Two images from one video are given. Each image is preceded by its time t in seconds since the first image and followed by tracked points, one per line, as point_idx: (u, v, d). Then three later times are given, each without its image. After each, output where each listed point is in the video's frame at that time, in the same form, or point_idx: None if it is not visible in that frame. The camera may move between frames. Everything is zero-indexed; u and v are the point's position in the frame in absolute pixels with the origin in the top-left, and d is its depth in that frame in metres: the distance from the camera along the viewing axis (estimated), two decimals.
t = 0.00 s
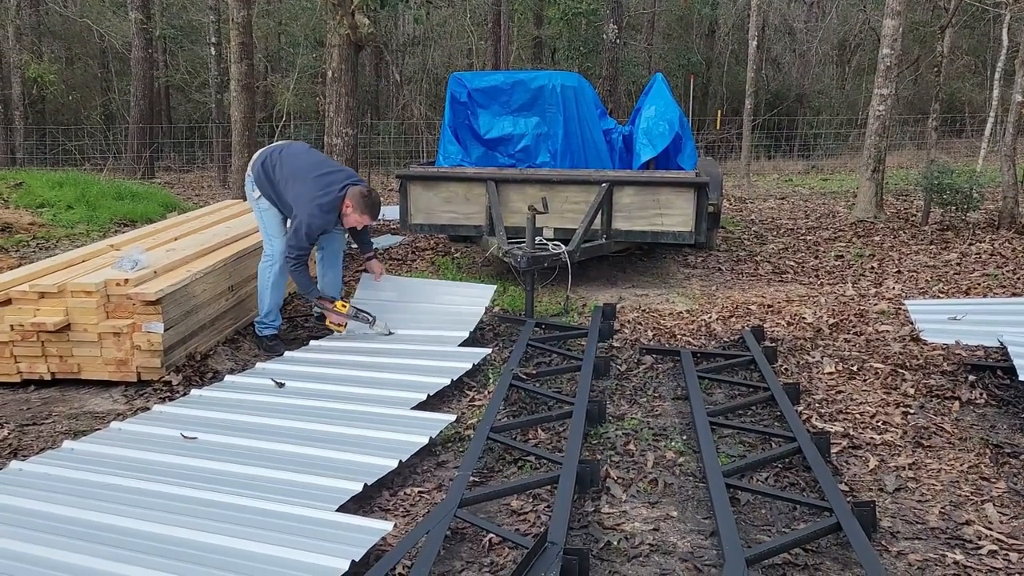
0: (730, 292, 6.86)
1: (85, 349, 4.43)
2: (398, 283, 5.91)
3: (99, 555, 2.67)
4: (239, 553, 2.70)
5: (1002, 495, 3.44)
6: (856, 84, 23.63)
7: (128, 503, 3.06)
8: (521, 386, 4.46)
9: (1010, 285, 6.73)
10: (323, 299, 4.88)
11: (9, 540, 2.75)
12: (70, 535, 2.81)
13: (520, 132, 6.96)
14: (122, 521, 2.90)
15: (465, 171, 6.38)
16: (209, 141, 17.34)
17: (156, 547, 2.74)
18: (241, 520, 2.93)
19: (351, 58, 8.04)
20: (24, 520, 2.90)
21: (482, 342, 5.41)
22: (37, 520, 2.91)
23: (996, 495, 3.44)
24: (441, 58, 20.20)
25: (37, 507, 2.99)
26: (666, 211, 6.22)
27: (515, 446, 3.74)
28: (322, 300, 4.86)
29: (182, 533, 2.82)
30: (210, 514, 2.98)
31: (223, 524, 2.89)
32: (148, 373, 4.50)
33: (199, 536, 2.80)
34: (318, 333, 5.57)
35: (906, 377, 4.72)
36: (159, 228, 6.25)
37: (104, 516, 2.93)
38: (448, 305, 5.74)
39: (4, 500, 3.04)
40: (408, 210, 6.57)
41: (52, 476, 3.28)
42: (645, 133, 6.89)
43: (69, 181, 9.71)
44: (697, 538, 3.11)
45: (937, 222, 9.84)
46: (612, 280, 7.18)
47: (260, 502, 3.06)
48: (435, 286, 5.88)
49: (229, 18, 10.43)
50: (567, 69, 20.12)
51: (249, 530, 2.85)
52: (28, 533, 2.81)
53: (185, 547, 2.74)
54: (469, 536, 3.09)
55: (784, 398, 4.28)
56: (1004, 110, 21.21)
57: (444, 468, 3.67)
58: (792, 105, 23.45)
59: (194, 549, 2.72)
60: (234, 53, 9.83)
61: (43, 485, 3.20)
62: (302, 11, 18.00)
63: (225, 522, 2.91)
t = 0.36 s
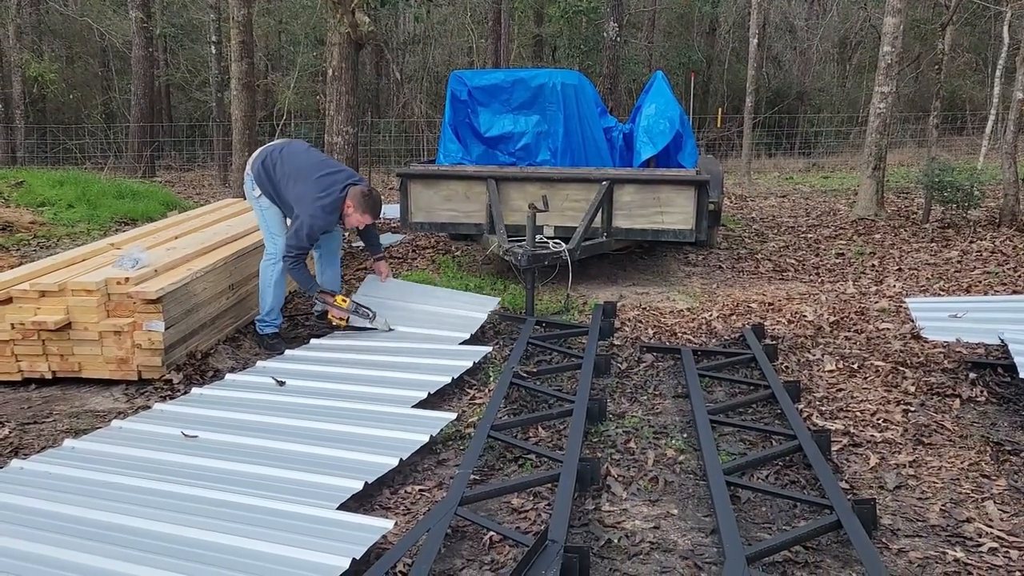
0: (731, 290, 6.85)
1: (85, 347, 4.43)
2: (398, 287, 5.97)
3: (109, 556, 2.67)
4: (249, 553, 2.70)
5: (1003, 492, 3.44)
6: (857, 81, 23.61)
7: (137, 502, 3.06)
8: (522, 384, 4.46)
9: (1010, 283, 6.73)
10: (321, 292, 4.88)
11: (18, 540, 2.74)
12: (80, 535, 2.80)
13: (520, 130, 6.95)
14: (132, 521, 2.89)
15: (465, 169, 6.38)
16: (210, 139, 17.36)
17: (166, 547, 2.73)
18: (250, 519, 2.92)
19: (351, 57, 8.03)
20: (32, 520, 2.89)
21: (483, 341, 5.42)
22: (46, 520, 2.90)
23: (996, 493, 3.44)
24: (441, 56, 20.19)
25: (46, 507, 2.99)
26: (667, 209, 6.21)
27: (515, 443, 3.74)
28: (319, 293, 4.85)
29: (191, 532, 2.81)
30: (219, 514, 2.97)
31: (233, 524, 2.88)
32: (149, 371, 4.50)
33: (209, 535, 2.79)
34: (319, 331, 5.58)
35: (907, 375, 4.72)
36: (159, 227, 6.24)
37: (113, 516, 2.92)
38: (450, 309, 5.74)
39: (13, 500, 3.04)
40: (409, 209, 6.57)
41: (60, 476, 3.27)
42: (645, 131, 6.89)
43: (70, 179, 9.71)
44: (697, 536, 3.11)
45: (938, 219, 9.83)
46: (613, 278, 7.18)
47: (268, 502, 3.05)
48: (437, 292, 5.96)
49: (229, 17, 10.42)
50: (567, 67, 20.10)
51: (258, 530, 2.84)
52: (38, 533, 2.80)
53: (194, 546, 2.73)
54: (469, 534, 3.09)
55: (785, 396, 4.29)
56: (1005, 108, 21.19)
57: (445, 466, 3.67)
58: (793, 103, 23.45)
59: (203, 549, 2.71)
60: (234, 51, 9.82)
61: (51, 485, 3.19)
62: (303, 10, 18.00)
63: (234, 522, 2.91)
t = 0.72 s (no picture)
0: (730, 288, 6.85)
1: (84, 346, 4.43)
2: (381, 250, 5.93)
3: (116, 556, 2.66)
4: (255, 553, 2.69)
5: (1001, 491, 3.44)
6: (857, 80, 23.60)
7: (142, 502, 3.05)
8: (521, 384, 4.46)
9: (1010, 281, 6.73)
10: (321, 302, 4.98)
11: (24, 541, 2.74)
12: (87, 535, 2.79)
13: (520, 129, 6.94)
14: (138, 521, 2.89)
15: (465, 168, 6.37)
16: (209, 138, 17.36)
17: (172, 547, 2.72)
18: (256, 519, 2.92)
19: (351, 56, 8.03)
20: (38, 520, 2.89)
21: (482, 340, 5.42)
22: (50, 520, 2.90)
23: (995, 491, 3.44)
24: (440, 55, 20.16)
25: (51, 507, 2.98)
26: (666, 207, 6.22)
27: (514, 442, 3.74)
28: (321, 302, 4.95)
29: (197, 532, 2.80)
30: (225, 514, 2.96)
31: (239, 525, 2.88)
32: (148, 370, 4.50)
33: (215, 536, 2.78)
34: (318, 330, 5.58)
35: (906, 373, 4.72)
36: (158, 226, 6.24)
37: (119, 516, 2.92)
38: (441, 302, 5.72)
39: (19, 500, 3.03)
40: (408, 208, 6.57)
41: (66, 475, 3.27)
42: (645, 130, 6.90)
43: (69, 179, 9.70)
44: (696, 534, 3.12)
45: (937, 218, 9.82)
46: (612, 277, 7.18)
47: (273, 502, 3.04)
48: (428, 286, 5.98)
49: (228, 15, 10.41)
50: (567, 66, 20.07)
51: (264, 530, 2.84)
52: (44, 533, 2.80)
53: (200, 547, 2.73)
54: (469, 533, 3.09)
55: (784, 395, 4.29)
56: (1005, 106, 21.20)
57: (444, 465, 3.67)
58: (793, 101, 23.44)
59: (209, 549, 2.71)
60: (233, 51, 9.81)
61: (57, 484, 3.19)
62: (302, 8, 17.97)
63: (239, 522, 2.90)
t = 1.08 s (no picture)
0: (730, 287, 6.85)
1: (84, 345, 4.44)
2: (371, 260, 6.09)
3: (123, 556, 2.66)
4: (262, 553, 2.69)
5: (1001, 490, 3.44)
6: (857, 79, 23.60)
7: (146, 502, 3.05)
8: (521, 382, 4.47)
9: (1009, 280, 6.73)
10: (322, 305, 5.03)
11: (28, 540, 2.73)
12: (94, 535, 2.79)
13: (520, 128, 6.94)
14: (145, 521, 2.88)
15: (465, 167, 6.37)
16: (210, 137, 17.37)
17: (180, 547, 2.72)
18: (262, 519, 2.91)
19: (351, 54, 8.02)
20: (45, 520, 2.89)
21: (482, 339, 5.42)
22: (54, 519, 2.90)
23: (994, 490, 3.45)
24: (440, 54, 20.17)
25: (57, 507, 2.98)
26: (666, 206, 6.22)
27: (514, 441, 3.75)
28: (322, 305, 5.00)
29: (203, 532, 2.80)
30: (232, 514, 2.96)
31: (247, 524, 2.87)
32: (148, 369, 4.51)
33: (223, 536, 2.78)
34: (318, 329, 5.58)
35: (906, 372, 4.73)
36: (157, 225, 6.24)
37: (127, 515, 2.91)
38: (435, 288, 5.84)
39: (23, 499, 3.03)
40: (408, 207, 6.57)
41: (70, 475, 3.26)
42: (645, 129, 6.90)
43: (69, 177, 9.70)
44: (696, 533, 3.12)
45: (937, 217, 9.82)
46: (612, 276, 7.18)
47: (279, 501, 3.04)
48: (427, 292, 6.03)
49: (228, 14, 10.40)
50: (567, 65, 20.05)
51: (272, 530, 2.83)
52: (51, 533, 2.79)
53: (207, 547, 2.72)
54: (468, 531, 3.10)
55: (784, 394, 4.29)
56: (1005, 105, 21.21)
57: (444, 464, 3.67)
58: (793, 101, 23.45)
59: (215, 549, 2.71)
60: (233, 49, 9.80)
61: (63, 484, 3.18)
62: (303, 7, 17.95)
63: (247, 521, 2.89)
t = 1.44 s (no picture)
0: (730, 286, 6.85)
1: (84, 344, 4.44)
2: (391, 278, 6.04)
3: (126, 555, 2.66)
4: (266, 553, 2.69)
5: (1000, 488, 3.45)
6: (856, 77, 23.60)
7: (149, 501, 3.05)
8: (520, 381, 4.47)
9: (1009, 278, 6.73)
10: (321, 298, 4.98)
11: (30, 539, 2.74)
12: (97, 535, 2.79)
13: (519, 127, 6.94)
14: (149, 520, 2.88)
15: (464, 166, 6.36)
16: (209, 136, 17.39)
17: (184, 546, 2.72)
18: (265, 519, 2.91)
19: (351, 53, 8.02)
20: (48, 520, 2.88)
21: (481, 338, 5.42)
22: (56, 519, 2.90)
23: (994, 488, 3.45)
24: (439, 53, 20.16)
25: (60, 506, 2.98)
26: (666, 205, 6.22)
27: (514, 440, 3.75)
28: (321, 299, 4.96)
29: (207, 532, 2.79)
30: (235, 513, 2.96)
31: (251, 524, 2.87)
32: (148, 368, 4.51)
33: (227, 536, 2.78)
34: (318, 328, 5.57)
35: (905, 370, 4.73)
36: (157, 224, 6.24)
37: (130, 515, 2.91)
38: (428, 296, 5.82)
39: (24, 498, 3.03)
40: (407, 206, 6.56)
41: (71, 474, 3.27)
42: (644, 128, 6.90)
43: (68, 176, 9.70)
44: (695, 531, 3.12)
45: (937, 215, 9.82)
46: (612, 274, 7.18)
47: (282, 501, 3.04)
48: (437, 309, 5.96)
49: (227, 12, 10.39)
50: (566, 63, 20.04)
51: (274, 530, 2.83)
52: (54, 533, 2.79)
53: (209, 546, 2.72)
54: (468, 530, 3.10)
55: (783, 392, 4.29)
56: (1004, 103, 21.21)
57: (444, 463, 3.67)
58: (792, 99, 23.45)
59: (218, 549, 2.70)
60: (233, 47, 9.79)
61: (65, 483, 3.18)
62: (302, 6, 17.94)
63: (250, 520, 2.89)
